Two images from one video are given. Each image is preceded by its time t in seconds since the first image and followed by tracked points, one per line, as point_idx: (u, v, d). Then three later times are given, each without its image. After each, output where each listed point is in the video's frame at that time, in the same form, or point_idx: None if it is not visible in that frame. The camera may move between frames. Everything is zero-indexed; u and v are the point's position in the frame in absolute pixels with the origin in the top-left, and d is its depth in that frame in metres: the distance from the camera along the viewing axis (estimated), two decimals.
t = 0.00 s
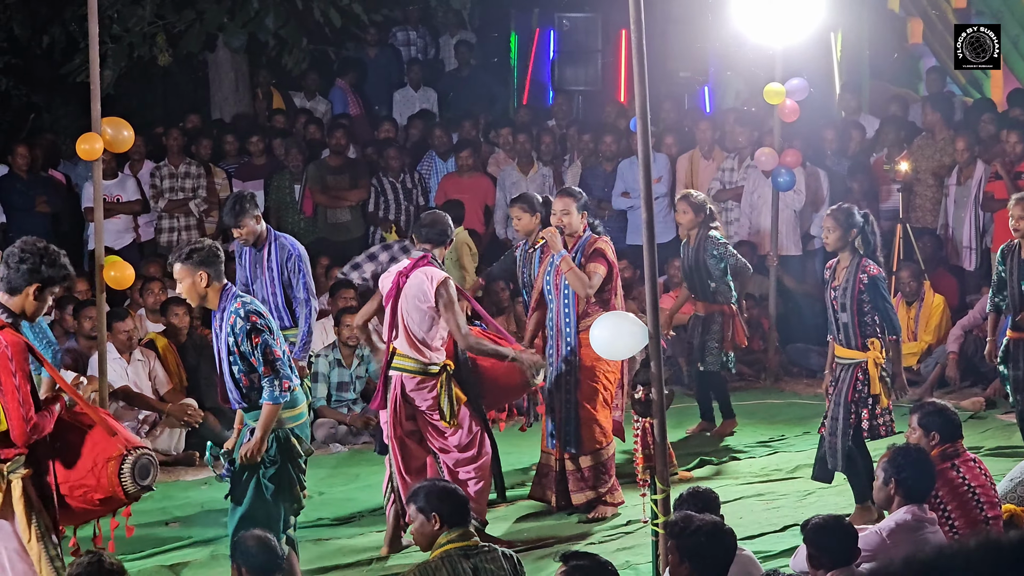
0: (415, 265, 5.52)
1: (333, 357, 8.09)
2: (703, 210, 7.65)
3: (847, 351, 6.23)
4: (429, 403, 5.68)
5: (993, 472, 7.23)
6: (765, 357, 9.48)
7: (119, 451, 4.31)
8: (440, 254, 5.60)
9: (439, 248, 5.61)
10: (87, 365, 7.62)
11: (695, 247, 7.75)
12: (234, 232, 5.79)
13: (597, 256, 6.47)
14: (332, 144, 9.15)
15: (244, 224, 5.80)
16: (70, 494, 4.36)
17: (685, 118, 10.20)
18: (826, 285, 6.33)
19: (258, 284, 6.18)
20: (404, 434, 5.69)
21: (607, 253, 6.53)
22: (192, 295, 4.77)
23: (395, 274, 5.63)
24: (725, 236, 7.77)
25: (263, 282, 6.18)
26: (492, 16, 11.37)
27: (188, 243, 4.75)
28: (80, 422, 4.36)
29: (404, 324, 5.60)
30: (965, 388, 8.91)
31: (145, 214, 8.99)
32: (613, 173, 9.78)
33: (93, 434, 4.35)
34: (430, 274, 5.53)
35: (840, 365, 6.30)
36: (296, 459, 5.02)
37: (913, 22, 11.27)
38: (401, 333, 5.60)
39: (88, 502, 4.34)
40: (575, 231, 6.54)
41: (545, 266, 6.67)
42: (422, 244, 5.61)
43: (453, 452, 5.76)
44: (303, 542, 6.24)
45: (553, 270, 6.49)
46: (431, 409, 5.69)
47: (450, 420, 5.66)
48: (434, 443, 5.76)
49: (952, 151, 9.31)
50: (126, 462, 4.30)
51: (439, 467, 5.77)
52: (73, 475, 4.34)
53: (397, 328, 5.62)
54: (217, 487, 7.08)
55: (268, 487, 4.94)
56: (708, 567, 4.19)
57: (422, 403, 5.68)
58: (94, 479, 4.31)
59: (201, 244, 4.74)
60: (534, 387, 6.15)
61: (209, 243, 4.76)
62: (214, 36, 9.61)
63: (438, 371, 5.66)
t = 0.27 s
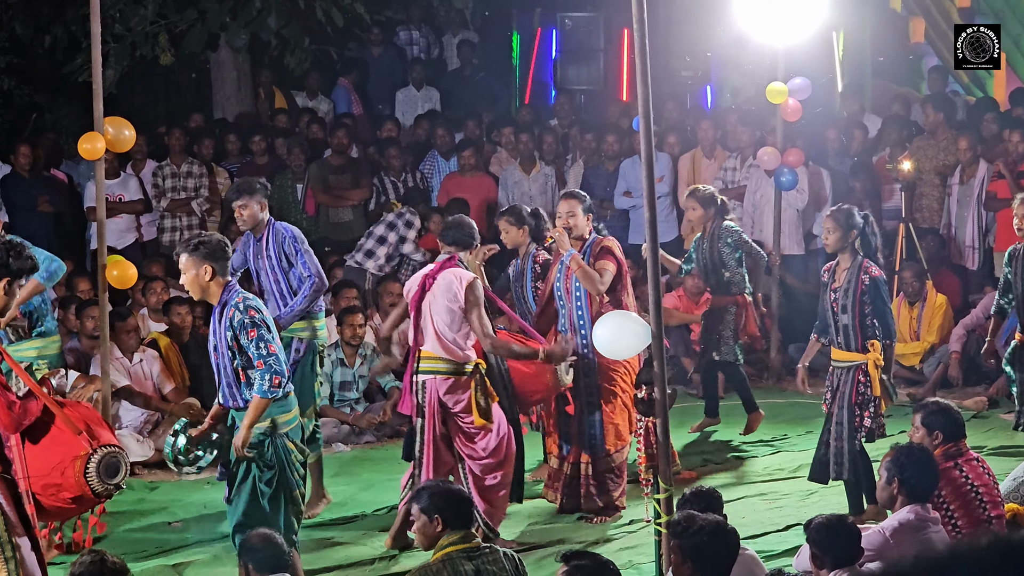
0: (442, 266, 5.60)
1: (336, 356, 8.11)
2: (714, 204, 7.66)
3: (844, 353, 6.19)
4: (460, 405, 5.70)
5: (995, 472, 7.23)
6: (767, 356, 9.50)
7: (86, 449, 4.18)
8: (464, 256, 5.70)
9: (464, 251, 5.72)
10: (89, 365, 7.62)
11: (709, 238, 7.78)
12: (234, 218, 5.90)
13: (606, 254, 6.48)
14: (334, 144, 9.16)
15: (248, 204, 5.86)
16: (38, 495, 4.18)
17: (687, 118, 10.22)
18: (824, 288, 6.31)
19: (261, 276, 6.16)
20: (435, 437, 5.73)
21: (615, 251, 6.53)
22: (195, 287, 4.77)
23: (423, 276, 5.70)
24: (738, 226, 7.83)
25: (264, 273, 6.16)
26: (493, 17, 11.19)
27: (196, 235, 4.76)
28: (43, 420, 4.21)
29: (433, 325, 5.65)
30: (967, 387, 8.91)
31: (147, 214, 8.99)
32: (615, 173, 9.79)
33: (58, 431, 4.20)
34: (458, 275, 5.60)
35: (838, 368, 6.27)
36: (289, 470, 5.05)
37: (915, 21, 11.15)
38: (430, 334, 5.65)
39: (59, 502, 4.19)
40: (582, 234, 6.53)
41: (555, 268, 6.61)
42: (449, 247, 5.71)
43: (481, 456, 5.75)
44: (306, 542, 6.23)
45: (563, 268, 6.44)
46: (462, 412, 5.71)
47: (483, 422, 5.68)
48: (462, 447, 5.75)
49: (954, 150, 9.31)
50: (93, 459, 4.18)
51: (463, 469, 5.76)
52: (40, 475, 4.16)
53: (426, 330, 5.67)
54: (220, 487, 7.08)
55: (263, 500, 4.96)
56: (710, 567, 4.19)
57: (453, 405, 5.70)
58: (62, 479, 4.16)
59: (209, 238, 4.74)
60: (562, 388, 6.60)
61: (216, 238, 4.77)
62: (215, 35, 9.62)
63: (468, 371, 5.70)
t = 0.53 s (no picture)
0: (447, 257, 5.89)
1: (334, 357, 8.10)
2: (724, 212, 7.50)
3: (842, 352, 6.22)
4: (475, 395, 5.94)
5: (994, 472, 7.23)
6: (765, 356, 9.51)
7: (62, 454, 5.06)
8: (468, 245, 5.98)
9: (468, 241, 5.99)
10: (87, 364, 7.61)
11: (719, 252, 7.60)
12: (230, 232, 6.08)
13: (607, 262, 6.49)
14: (332, 144, 9.16)
15: (246, 222, 6.01)
16: (18, 497, 5.07)
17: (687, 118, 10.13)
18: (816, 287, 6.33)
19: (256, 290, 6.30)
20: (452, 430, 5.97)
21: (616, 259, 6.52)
22: (185, 298, 4.98)
23: (429, 269, 5.98)
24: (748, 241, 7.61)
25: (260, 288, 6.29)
26: (492, 15, 11.27)
27: (189, 245, 4.95)
28: (24, 426, 5.12)
29: (445, 316, 5.91)
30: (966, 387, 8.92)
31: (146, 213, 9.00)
32: (613, 173, 9.78)
33: (39, 439, 5.08)
34: (463, 264, 5.88)
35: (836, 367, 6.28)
36: (276, 473, 5.23)
37: (914, 22, 11.17)
38: (442, 325, 5.92)
39: (39, 504, 5.08)
40: (585, 242, 6.55)
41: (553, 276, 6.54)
42: (452, 238, 5.98)
43: (494, 447, 5.97)
44: (303, 542, 6.23)
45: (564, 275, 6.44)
46: (477, 402, 5.95)
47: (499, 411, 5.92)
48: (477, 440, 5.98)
49: (953, 150, 9.31)
50: (69, 462, 5.05)
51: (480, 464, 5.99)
52: (19, 480, 5.05)
53: (438, 320, 5.94)
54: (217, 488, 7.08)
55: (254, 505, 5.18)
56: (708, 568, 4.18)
57: (469, 394, 5.94)
58: (41, 482, 5.05)
59: (202, 250, 4.93)
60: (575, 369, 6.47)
61: (206, 251, 4.96)
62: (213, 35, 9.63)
63: (479, 359, 5.92)
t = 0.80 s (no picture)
0: (442, 266, 5.72)
1: (332, 359, 8.11)
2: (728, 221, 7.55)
3: (835, 372, 6.15)
4: (464, 404, 5.85)
5: (993, 475, 7.23)
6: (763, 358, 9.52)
7: (40, 457, 5.57)
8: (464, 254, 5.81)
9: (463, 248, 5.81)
10: (85, 367, 7.60)
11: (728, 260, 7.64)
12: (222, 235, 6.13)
13: (600, 265, 6.52)
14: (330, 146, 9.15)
15: (238, 226, 6.08)
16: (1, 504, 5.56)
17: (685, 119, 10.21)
18: (807, 310, 6.27)
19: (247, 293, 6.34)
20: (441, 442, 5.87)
21: (610, 262, 6.55)
22: (175, 293, 5.03)
23: (423, 276, 5.81)
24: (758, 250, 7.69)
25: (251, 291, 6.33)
26: (490, 17, 11.17)
27: (181, 244, 4.99)
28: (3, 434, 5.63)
29: (435, 326, 5.78)
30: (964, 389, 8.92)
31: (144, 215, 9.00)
32: (612, 175, 9.77)
33: (17, 444, 5.61)
34: (458, 274, 5.71)
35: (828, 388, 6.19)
36: (253, 484, 5.21)
37: (911, 23, 11.15)
38: (432, 334, 5.79)
39: (21, 510, 5.56)
40: (581, 242, 6.55)
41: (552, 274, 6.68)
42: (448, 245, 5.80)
43: (480, 455, 5.88)
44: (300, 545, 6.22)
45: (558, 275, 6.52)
46: (464, 412, 5.86)
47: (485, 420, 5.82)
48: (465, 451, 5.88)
49: (951, 152, 9.31)
50: (48, 465, 5.56)
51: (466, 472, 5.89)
52: None
53: (426, 329, 5.80)
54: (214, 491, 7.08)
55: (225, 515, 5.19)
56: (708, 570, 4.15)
57: (457, 403, 5.85)
58: (20, 487, 5.56)
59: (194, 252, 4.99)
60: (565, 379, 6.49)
61: (199, 253, 5.00)
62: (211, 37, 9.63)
63: (470, 368, 5.83)
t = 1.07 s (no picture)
0: (415, 267, 6.01)
1: (330, 362, 8.14)
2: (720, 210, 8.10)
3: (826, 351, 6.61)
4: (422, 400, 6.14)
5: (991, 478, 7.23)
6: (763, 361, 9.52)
7: (25, 460, 5.67)
8: (439, 257, 6.12)
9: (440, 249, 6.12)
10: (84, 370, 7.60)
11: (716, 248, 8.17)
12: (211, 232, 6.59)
13: (591, 265, 6.58)
14: (328, 149, 9.16)
15: (228, 225, 6.55)
16: None
17: (683, 123, 10.26)
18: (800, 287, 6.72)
19: (230, 291, 6.71)
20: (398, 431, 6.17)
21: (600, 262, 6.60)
22: (146, 307, 5.59)
23: (395, 275, 6.08)
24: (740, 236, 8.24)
25: (234, 289, 6.70)
26: (488, 21, 11.16)
27: (150, 261, 5.50)
28: None
29: (401, 326, 6.08)
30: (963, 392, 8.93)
31: (143, 219, 8.99)
32: (611, 178, 9.77)
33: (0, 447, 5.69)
34: (428, 278, 6.01)
35: (811, 364, 6.65)
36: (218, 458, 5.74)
37: (908, 26, 11.17)
38: (398, 333, 6.08)
39: (7, 513, 5.66)
40: (577, 237, 6.61)
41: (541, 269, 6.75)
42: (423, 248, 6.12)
43: (443, 447, 6.17)
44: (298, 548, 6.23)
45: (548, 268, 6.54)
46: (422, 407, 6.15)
47: (440, 417, 6.11)
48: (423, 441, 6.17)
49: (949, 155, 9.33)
50: (32, 469, 5.67)
51: (430, 461, 6.19)
52: None
53: (393, 328, 6.08)
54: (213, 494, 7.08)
55: (178, 480, 5.60)
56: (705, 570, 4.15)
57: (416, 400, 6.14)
58: (6, 491, 5.65)
59: (163, 263, 5.51)
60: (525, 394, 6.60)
61: (169, 265, 5.52)
62: (210, 41, 9.65)
63: (428, 370, 6.12)
